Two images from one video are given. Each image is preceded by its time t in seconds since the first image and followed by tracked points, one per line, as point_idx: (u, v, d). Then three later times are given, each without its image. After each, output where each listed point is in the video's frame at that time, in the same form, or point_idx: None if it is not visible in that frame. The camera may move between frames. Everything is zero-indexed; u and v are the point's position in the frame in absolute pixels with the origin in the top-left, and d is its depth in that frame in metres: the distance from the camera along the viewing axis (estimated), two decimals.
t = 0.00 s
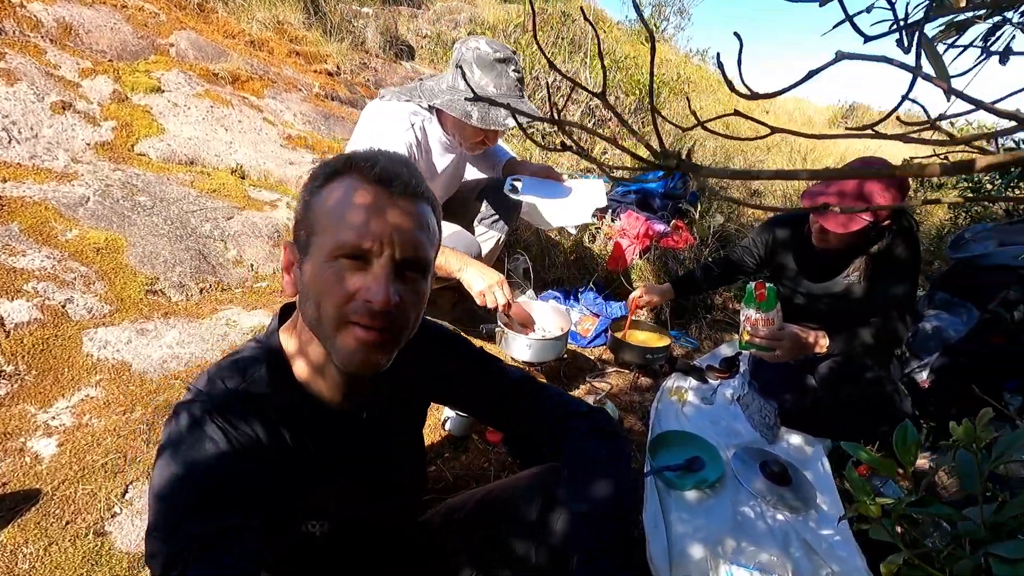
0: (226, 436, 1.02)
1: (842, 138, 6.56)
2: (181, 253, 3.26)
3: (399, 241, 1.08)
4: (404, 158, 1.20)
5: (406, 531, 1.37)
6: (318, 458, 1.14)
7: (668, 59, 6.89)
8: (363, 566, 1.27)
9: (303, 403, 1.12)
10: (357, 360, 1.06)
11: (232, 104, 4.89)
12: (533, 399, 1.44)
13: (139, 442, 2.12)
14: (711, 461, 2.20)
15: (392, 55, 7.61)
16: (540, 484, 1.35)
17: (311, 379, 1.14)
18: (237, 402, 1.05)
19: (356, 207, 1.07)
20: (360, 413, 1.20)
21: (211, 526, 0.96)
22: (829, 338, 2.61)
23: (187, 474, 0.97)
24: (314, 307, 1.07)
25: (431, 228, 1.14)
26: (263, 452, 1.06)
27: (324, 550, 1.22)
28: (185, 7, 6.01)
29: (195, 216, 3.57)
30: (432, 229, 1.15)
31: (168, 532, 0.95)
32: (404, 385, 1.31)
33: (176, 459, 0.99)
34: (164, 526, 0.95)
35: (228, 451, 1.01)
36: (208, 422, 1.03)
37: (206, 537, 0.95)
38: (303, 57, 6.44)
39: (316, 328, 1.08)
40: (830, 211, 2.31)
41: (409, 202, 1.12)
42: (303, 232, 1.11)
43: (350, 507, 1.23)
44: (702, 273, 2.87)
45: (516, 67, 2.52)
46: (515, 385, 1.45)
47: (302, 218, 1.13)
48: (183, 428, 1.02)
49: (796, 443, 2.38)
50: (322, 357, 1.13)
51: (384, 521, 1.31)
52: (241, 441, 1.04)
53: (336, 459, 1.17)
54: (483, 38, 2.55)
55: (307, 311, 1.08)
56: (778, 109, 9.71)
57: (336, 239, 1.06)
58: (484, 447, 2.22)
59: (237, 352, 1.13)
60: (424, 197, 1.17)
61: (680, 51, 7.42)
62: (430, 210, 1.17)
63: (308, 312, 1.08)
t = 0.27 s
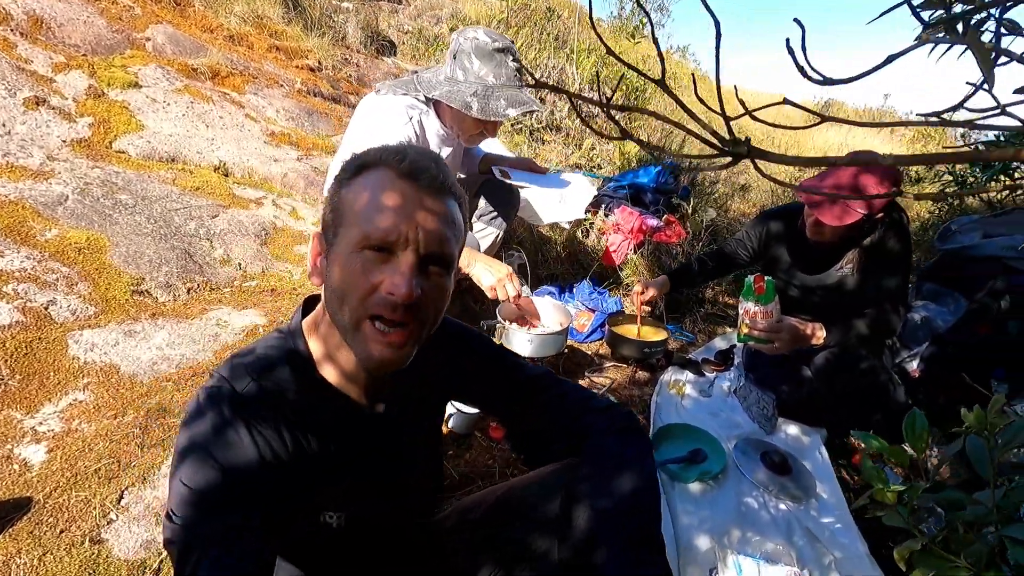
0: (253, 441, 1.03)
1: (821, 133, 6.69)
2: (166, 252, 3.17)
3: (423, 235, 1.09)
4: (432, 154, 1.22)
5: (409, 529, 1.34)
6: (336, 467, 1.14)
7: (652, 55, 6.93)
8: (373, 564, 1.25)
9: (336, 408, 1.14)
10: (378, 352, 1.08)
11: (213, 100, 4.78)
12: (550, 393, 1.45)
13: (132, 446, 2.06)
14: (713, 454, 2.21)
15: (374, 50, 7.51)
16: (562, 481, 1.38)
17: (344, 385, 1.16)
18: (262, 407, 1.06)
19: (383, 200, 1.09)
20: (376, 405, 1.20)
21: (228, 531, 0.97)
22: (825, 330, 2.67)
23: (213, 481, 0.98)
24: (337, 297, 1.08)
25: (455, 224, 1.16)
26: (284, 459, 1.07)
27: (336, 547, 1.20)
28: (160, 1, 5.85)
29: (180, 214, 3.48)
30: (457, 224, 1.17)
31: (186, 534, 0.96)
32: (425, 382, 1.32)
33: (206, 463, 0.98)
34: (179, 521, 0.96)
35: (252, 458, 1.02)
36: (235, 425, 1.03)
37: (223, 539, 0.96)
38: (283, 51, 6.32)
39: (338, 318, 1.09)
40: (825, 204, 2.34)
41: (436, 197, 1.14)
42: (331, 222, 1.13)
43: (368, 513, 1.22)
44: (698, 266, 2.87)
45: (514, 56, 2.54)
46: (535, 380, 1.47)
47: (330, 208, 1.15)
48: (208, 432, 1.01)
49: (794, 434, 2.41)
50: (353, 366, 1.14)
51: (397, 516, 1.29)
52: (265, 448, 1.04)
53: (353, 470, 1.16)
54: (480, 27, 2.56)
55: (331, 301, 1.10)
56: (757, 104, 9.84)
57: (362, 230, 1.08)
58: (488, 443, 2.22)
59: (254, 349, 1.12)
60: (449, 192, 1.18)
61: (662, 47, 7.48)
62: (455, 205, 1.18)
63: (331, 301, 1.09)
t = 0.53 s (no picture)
0: (272, 428, 1.04)
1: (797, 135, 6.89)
2: (155, 254, 3.13)
3: (437, 224, 1.12)
4: (443, 146, 1.24)
5: (418, 515, 1.34)
6: (350, 456, 1.15)
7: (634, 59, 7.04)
8: (380, 551, 1.26)
9: (352, 397, 1.15)
10: (392, 338, 1.10)
11: (197, 102, 4.72)
12: (556, 380, 1.48)
13: (128, 447, 2.04)
14: (707, 444, 2.26)
15: (357, 53, 7.50)
16: (570, 466, 1.44)
17: (358, 373, 1.17)
18: (280, 395, 1.07)
19: (398, 189, 1.11)
20: (387, 393, 1.21)
21: (249, 514, 0.97)
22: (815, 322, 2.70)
23: (236, 465, 0.99)
24: (351, 284, 1.10)
25: (466, 214, 1.19)
26: (302, 447, 1.08)
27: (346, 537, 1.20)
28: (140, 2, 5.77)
29: (167, 216, 3.44)
30: (468, 215, 1.20)
31: (206, 519, 0.96)
32: (436, 370, 1.34)
33: (228, 449, 0.99)
34: (198, 506, 0.97)
35: (271, 444, 1.03)
36: (255, 413, 1.04)
37: (244, 522, 0.96)
38: (266, 54, 6.28)
39: (352, 305, 1.11)
40: (813, 200, 2.42)
41: (449, 188, 1.16)
42: (344, 210, 1.15)
43: (379, 502, 1.23)
44: (686, 261, 2.95)
45: (510, 57, 2.63)
46: (538, 369, 1.48)
47: (343, 197, 1.17)
48: (228, 418, 1.02)
49: (785, 424, 2.46)
50: (369, 355, 1.16)
51: (406, 505, 1.30)
52: (283, 435, 1.05)
53: (366, 458, 1.17)
54: (477, 28, 2.65)
55: (345, 288, 1.11)
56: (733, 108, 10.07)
57: (377, 218, 1.10)
58: (487, 438, 2.25)
59: (269, 339, 1.14)
60: (460, 184, 1.21)
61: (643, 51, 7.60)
62: (466, 196, 1.21)
63: (346, 288, 1.11)
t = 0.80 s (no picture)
0: (256, 425, 1.05)
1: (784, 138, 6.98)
2: (143, 257, 3.11)
3: (426, 224, 1.13)
4: (432, 147, 1.26)
5: (405, 514, 1.35)
6: (335, 453, 1.15)
7: (623, 64, 7.10)
8: (369, 549, 1.27)
9: (338, 394, 1.16)
10: (379, 337, 1.11)
11: (186, 106, 4.71)
12: (544, 377, 1.49)
13: (115, 451, 2.03)
14: (695, 442, 2.28)
15: (347, 58, 7.51)
16: (560, 461, 1.45)
17: (345, 370, 1.18)
18: (265, 392, 1.07)
19: (386, 189, 1.12)
20: (373, 392, 1.22)
21: (232, 510, 0.98)
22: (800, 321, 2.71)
23: (219, 461, 0.99)
24: (339, 283, 1.11)
25: (454, 215, 1.20)
26: (286, 443, 1.08)
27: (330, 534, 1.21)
28: (129, 7, 5.75)
29: (156, 220, 3.42)
30: (456, 215, 1.21)
31: (190, 514, 0.96)
32: (425, 368, 1.35)
33: (213, 444, 1.00)
34: (181, 503, 0.97)
35: (255, 441, 1.04)
36: (240, 409, 1.04)
37: (226, 517, 0.97)
38: (256, 58, 6.28)
39: (340, 304, 1.12)
40: (796, 201, 2.46)
41: (437, 188, 1.18)
42: (333, 209, 1.16)
43: (365, 499, 1.23)
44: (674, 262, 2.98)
45: (497, 60, 2.66)
46: (526, 367, 1.50)
47: (332, 197, 1.18)
48: (213, 414, 1.02)
49: (771, 422, 2.49)
50: (356, 352, 1.17)
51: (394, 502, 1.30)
52: (268, 432, 1.06)
53: (351, 456, 1.18)
54: (463, 31, 2.67)
55: (333, 287, 1.12)
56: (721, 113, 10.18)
57: (365, 218, 1.11)
58: (478, 438, 2.26)
59: (255, 338, 1.14)
60: (449, 185, 1.22)
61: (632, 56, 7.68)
62: (454, 197, 1.22)
63: (334, 287, 1.12)
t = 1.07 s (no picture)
0: (254, 429, 1.03)
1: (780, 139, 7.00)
2: (137, 260, 3.09)
3: (427, 228, 1.12)
4: (434, 151, 1.25)
5: (406, 517, 1.35)
6: (335, 457, 1.14)
7: (619, 65, 7.11)
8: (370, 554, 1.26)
9: (337, 398, 1.15)
10: (380, 342, 1.10)
11: (181, 108, 4.69)
12: (542, 380, 1.49)
13: (110, 455, 2.02)
14: (693, 444, 2.27)
15: (343, 59, 7.49)
16: (557, 464, 1.46)
17: (344, 375, 1.19)
18: (263, 396, 1.06)
19: (387, 193, 1.11)
20: (373, 396, 1.23)
21: (231, 515, 0.97)
22: (797, 322, 2.71)
23: (217, 466, 0.98)
24: (340, 288, 1.10)
25: (456, 219, 1.19)
26: (285, 449, 1.07)
27: (333, 539, 1.19)
28: (124, 8, 5.72)
29: (151, 222, 3.40)
30: (458, 220, 1.20)
31: (188, 519, 0.96)
32: (422, 372, 1.34)
33: (210, 449, 0.99)
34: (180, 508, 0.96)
35: (254, 446, 1.03)
36: (238, 414, 1.03)
37: (225, 524, 0.96)
38: (252, 59, 6.26)
39: (340, 309, 1.11)
40: (793, 202, 2.46)
41: (438, 192, 1.17)
42: (334, 214, 1.15)
43: (367, 503, 1.22)
44: (671, 263, 2.97)
45: (492, 60, 2.65)
46: (524, 369, 1.49)
47: (333, 201, 1.17)
48: (211, 419, 1.01)
49: (768, 423, 2.50)
50: (354, 357, 1.17)
51: (395, 506, 1.30)
52: (266, 436, 1.04)
53: (351, 460, 1.16)
54: (459, 33, 2.67)
55: (335, 292, 1.11)
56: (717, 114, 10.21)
57: (366, 223, 1.10)
58: (475, 440, 2.25)
59: (253, 342, 1.13)
60: (450, 189, 1.21)
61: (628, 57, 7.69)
62: (456, 201, 1.21)
63: (336, 292, 1.11)
